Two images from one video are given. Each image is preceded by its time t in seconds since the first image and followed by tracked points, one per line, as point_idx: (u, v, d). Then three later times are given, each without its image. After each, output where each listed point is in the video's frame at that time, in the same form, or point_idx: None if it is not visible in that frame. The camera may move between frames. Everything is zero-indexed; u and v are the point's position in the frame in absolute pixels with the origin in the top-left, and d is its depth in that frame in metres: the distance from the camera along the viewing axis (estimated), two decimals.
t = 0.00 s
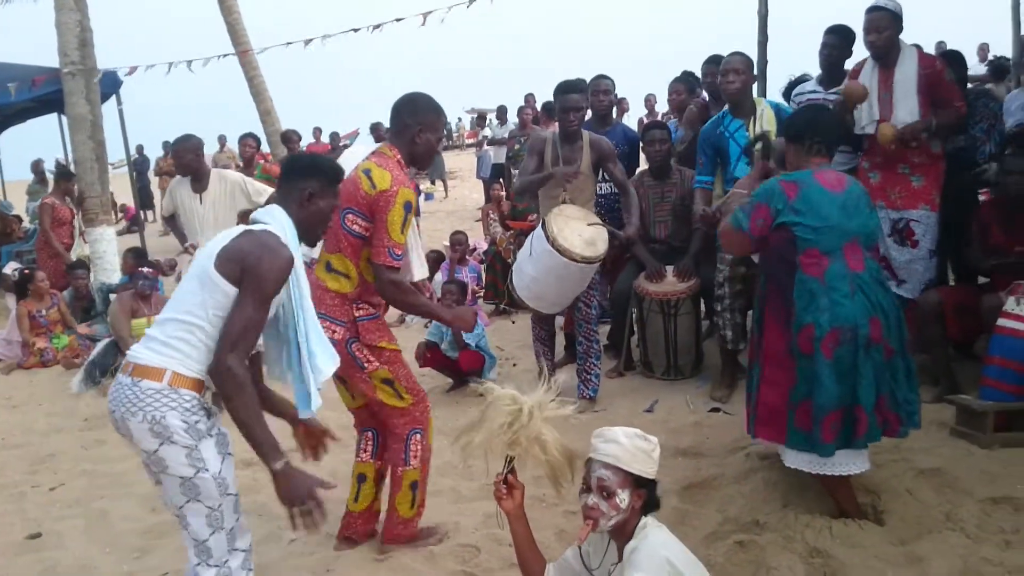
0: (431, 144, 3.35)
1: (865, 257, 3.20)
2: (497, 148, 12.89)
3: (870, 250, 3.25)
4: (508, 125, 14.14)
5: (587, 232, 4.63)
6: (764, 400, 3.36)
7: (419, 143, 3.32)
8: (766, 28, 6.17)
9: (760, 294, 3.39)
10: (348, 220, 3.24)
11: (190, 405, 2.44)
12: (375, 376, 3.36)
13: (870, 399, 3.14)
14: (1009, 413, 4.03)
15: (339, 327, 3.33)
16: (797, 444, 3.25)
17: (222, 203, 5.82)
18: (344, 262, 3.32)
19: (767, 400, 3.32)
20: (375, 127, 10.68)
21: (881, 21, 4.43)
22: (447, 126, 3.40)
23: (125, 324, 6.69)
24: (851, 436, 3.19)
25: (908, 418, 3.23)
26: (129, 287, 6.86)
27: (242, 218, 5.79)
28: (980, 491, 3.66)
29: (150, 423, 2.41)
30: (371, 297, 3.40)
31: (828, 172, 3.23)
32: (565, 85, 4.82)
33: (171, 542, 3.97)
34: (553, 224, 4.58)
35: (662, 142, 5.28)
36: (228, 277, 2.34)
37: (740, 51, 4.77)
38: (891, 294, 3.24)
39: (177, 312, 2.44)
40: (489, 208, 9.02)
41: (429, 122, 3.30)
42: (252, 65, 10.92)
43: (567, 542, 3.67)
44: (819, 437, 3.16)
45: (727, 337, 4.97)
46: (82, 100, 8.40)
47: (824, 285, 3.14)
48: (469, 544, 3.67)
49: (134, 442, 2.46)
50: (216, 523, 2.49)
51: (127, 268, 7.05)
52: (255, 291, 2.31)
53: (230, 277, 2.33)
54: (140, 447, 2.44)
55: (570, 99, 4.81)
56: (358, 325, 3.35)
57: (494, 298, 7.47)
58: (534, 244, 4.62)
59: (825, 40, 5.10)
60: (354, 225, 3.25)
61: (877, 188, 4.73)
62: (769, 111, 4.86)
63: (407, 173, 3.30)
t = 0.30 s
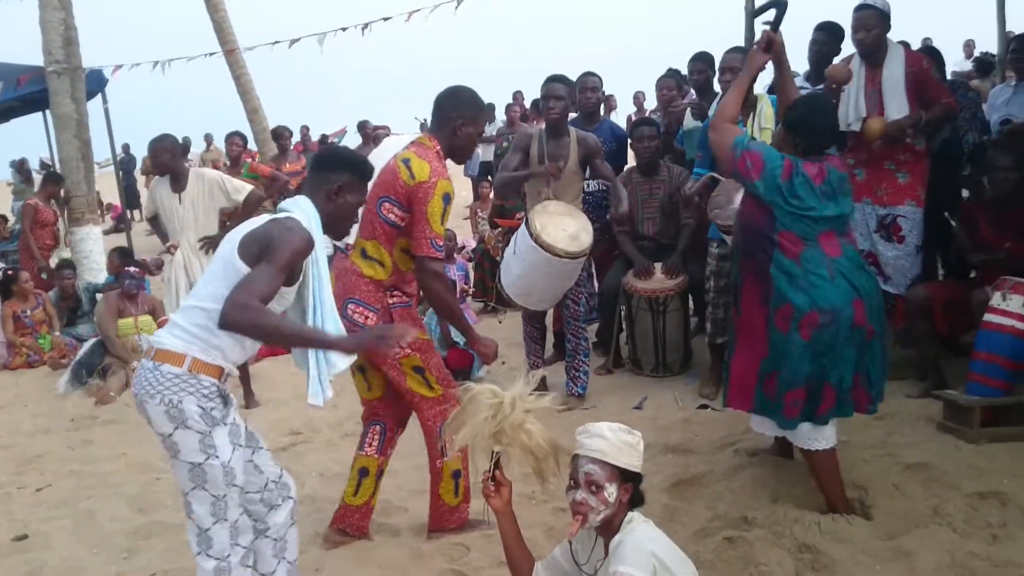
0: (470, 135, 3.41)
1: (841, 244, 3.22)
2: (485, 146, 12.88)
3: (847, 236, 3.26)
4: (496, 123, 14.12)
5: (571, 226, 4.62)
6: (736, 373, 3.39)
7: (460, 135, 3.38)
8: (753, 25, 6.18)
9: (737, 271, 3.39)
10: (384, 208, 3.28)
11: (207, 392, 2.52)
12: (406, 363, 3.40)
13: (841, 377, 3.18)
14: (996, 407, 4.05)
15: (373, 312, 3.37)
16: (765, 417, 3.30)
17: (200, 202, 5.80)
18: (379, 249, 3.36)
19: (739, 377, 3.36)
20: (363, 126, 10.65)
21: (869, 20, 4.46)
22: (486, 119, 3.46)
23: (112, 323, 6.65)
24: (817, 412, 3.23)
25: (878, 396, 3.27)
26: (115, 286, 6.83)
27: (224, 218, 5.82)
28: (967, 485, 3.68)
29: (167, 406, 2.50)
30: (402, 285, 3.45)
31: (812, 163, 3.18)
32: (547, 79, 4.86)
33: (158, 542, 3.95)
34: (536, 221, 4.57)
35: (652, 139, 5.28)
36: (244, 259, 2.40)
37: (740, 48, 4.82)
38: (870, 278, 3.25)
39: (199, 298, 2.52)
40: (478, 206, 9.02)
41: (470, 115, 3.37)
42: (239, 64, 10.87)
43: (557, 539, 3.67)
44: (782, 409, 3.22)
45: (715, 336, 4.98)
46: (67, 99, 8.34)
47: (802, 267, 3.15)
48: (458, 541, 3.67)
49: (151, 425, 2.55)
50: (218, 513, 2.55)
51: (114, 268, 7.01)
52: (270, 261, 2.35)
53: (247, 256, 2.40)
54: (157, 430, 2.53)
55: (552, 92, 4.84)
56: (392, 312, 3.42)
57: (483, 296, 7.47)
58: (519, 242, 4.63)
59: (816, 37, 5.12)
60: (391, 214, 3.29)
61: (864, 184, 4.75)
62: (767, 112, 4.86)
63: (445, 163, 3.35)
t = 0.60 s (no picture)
0: (495, 133, 3.44)
1: (830, 238, 3.24)
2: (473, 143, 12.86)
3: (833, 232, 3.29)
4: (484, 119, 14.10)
5: (559, 223, 4.62)
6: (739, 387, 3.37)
7: (487, 133, 3.41)
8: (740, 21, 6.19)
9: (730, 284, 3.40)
10: (418, 205, 3.29)
11: (221, 375, 2.55)
12: (431, 367, 3.40)
13: (841, 371, 3.17)
14: (982, 402, 4.08)
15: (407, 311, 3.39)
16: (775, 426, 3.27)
17: (187, 201, 5.79)
18: (411, 247, 3.36)
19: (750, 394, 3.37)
20: (351, 122, 10.62)
21: (847, 18, 4.47)
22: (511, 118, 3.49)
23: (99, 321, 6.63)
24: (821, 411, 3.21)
25: (876, 392, 3.26)
26: (102, 284, 6.80)
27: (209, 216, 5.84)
28: (953, 480, 3.70)
29: (184, 392, 2.54)
30: (432, 283, 3.46)
31: (776, 167, 3.30)
32: (534, 77, 4.84)
33: (146, 541, 3.93)
34: (523, 216, 4.57)
35: (641, 135, 5.29)
36: (261, 248, 2.44)
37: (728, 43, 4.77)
38: (857, 270, 3.28)
39: (213, 286, 2.56)
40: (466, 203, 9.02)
41: (497, 114, 3.40)
42: (227, 60, 10.82)
43: (546, 536, 3.68)
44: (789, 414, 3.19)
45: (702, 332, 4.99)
46: (53, 96, 8.30)
47: (792, 265, 3.16)
48: (447, 539, 3.67)
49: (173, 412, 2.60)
50: (258, 481, 2.61)
51: (101, 266, 6.98)
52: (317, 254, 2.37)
53: (264, 246, 2.43)
54: (178, 415, 2.57)
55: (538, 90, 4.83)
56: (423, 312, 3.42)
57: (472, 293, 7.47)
58: (506, 237, 4.63)
59: (802, 34, 5.13)
60: (422, 210, 3.30)
61: (844, 181, 4.76)
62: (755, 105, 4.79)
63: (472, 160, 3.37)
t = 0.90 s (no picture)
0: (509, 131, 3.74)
1: (810, 230, 3.28)
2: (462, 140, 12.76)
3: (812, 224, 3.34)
4: (472, 117, 14.07)
5: (547, 218, 4.60)
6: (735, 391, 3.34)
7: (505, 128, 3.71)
8: (726, 20, 6.20)
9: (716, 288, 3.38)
10: (443, 191, 3.46)
11: (252, 360, 2.52)
12: (445, 356, 3.40)
13: (837, 360, 3.20)
14: (967, 398, 4.10)
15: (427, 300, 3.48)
16: (776, 424, 3.26)
17: (187, 200, 5.60)
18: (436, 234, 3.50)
19: (742, 391, 3.30)
20: (339, 120, 10.59)
21: (828, 15, 4.49)
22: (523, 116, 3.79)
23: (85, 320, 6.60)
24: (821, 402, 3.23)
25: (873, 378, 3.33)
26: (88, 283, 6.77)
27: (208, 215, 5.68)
28: (939, 475, 3.72)
29: (215, 378, 2.51)
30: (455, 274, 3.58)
31: (746, 168, 3.35)
32: (517, 73, 4.84)
33: (133, 541, 3.92)
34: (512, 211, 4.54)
35: (627, 134, 5.31)
36: (298, 244, 2.44)
37: (697, 43, 4.80)
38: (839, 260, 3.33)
39: (243, 274, 2.55)
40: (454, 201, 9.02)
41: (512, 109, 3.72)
42: (214, 58, 10.78)
43: (533, 533, 3.69)
44: (791, 409, 3.19)
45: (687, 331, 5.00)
46: (37, 94, 8.24)
47: (780, 259, 3.17)
48: (434, 535, 3.68)
49: (207, 397, 2.58)
50: (303, 452, 2.58)
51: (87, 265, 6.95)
52: (343, 268, 2.41)
53: (300, 242, 2.44)
54: (212, 399, 2.56)
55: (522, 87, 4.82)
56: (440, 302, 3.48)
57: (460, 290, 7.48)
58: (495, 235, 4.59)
59: (787, 33, 5.16)
60: (449, 197, 3.47)
61: (826, 179, 4.76)
62: (724, 106, 4.87)
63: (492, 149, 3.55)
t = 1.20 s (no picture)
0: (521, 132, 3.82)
1: (801, 227, 3.30)
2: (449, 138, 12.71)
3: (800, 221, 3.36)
4: (459, 114, 14.04)
5: (534, 211, 4.60)
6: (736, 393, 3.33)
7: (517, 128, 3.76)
8: (713, 18, 6.21)
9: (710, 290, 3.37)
10: (456, 190, 3.46)
11: (302, 352, 2.53)
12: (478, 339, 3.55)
13: (835, 354, 3.22)
14: (953, 393, 4.12)
15: (446, 293, 3.54)
16: (778, 423, 3.26)
17: (183, 195, 5.55)
18: (451, 231, 3.52)
19: (742, 392, 3.28)
20: (326, 117, 10.56)
21: (820, 10, 4.50)
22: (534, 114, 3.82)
23: (69, 320, 6.55)
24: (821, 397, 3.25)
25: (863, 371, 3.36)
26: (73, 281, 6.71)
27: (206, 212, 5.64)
28: (926, 471, 3.74)
29: (264, 369, 2.50)
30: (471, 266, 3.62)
31: (732, 168, 3.36)
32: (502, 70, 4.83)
33: (119, 541, 3.89)
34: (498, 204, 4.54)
35: (615, 130, 5.31)
36: (339, 232, 2.41)
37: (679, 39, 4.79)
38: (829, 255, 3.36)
39: (289, 267, 2.53)
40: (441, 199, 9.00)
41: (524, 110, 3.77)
42: (199, 56, 10.71)
43: (521, 531, 3.69)
44: (794, 406, 3.20)
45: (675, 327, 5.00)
46: (21, 91, 8.18)
47: (776, 257, 3.17)
48: (422, 534, 3.67)
49: (251, 390, 2.56)
50: (331, 459, 2.58)
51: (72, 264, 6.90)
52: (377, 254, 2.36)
53: (338, 231, 2.41)
54: (257, 392, 2.54)
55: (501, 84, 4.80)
56: (462, 293, 3.57)
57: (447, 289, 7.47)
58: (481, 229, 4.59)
59: (773, 31, 5.16)
60: (462, 195, 3.47)
61: (816, 176, 4.77)
62: (700, 104, 4.93)
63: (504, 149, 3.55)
